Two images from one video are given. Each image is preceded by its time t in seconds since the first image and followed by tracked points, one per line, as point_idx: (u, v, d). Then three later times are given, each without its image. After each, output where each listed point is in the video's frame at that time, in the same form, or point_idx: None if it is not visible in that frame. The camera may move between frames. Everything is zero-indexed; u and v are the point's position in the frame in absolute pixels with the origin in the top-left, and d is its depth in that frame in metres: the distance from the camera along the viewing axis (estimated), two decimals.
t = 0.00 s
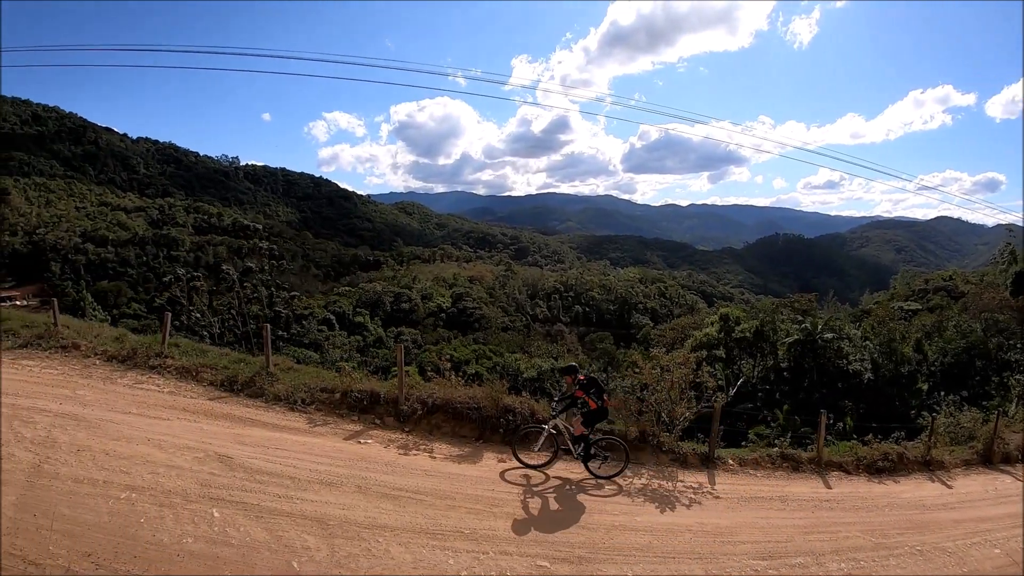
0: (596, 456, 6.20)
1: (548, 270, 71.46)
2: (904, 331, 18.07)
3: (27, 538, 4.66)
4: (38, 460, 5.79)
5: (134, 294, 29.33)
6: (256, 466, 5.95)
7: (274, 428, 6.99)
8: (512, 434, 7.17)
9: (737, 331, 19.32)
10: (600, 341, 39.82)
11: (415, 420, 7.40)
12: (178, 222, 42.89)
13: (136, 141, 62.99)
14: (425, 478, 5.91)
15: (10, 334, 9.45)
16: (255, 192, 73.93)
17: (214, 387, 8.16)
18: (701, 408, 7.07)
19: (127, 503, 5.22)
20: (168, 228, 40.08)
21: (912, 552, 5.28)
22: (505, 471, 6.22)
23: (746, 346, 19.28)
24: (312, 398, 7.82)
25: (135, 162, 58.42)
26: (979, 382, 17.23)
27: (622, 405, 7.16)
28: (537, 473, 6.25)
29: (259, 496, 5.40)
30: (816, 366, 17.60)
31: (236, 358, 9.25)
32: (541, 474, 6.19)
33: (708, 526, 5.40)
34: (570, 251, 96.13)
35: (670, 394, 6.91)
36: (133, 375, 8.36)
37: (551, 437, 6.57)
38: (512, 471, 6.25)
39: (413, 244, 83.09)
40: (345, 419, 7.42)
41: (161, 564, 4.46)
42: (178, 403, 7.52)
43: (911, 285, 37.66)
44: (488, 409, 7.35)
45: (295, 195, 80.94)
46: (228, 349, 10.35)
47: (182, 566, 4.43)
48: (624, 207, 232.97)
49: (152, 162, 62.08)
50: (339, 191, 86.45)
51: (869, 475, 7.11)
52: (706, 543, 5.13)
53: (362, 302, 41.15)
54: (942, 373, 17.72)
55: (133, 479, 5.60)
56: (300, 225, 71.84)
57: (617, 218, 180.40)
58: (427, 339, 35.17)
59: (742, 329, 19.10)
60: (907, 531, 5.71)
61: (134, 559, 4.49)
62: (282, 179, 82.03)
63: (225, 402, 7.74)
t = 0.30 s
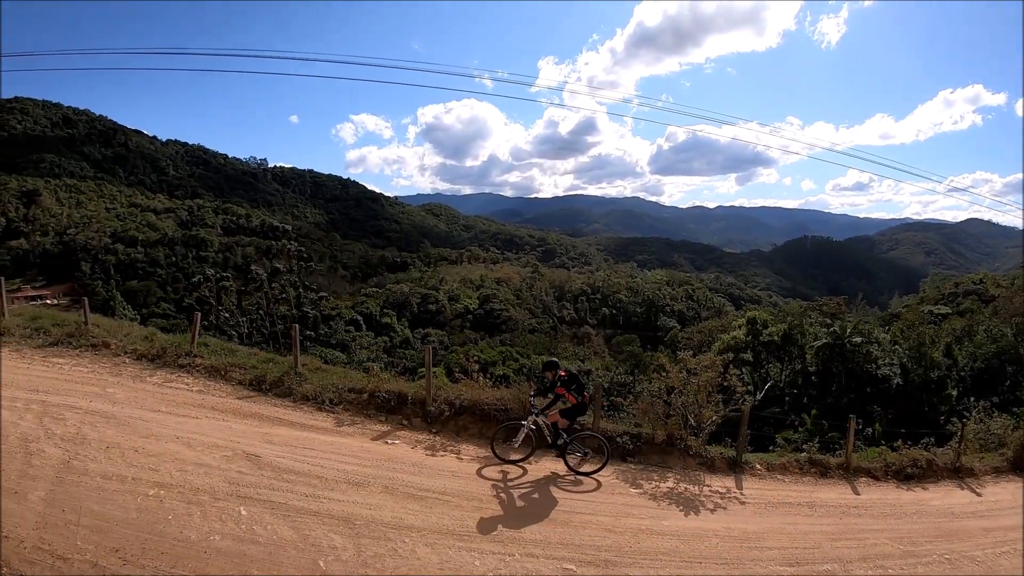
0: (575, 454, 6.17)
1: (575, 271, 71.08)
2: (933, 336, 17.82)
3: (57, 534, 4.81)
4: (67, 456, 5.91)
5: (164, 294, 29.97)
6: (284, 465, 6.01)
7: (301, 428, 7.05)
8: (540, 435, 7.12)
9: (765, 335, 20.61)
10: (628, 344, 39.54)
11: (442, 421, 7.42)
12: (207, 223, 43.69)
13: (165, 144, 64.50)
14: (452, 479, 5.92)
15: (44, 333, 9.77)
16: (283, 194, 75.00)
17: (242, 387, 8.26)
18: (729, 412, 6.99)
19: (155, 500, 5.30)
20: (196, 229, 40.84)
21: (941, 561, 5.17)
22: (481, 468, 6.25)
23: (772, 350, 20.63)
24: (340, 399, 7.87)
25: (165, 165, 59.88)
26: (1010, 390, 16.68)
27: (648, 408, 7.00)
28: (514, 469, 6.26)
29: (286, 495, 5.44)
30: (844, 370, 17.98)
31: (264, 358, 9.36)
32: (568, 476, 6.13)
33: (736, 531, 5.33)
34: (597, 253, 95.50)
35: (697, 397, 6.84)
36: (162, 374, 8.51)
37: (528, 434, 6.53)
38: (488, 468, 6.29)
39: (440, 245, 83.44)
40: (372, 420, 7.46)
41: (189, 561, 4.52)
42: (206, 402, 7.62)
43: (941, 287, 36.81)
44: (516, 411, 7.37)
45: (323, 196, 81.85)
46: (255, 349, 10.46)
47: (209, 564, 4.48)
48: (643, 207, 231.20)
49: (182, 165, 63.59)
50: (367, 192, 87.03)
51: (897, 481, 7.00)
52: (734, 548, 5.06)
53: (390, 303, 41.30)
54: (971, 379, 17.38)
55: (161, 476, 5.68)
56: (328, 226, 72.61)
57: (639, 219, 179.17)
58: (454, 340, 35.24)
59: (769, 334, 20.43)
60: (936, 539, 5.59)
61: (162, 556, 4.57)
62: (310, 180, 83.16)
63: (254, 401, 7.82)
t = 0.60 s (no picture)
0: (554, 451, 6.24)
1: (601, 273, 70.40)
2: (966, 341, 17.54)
3: (87, 529, 4.91)
4: (97, 453, 6.01)
5: (194, 294, 30.60)
6: (312, 465, 6.05)
7: (329, 428, 7.10)
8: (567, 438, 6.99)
9: (794, 338, 20.46)
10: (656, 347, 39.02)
11: (470, 422, 7.42)
12: (235, 224, 44.35)
13: (195, 148, 66.06)
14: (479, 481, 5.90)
15: (76, 332, 10.02)
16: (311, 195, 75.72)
17: (271, 386, 8.34)
18: (758, 415, 6.91)
19: (183, 498, 5.35)
20: (225, 230, 41.50)
21: (972, 570, 5.06)
22: (458, 463, 6.30)
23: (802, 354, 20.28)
24: (368, 399, 7.91)
25: (195, 168, 61.49)
26: None
27: (675, 412, 6.97)
28: (492, 465, 6.31)
29: (314, 494, 5.47)
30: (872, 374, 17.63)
31: (292, 358, 9.44)
32: (595, 479, 6.06)
33: (763, 537, 5.26)
34: (625, 255, 94.60)
35: (725, 401, 6.77)
36: (192, 372, 8.63)
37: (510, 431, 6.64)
38: (466, 463, 6.33)
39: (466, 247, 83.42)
40: (399, 421, 7.49)
41: (217, 559, 4.57)
42: (236, 401, 7.70)
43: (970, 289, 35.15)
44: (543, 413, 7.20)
45: (351, 199, 82.37)
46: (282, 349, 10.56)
47: (236, 562, 4.52)
48: (661, 207, 229.25)
49: (211, 168, 65.15)
50: (393, 194, 87.36)
51: (926, 488, 6.88)
52: (761, 553, 4.99)
53: (417, 304, 41.42)
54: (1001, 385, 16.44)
55: (190, 474, 5.75)
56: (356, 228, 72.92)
57: (660, 219, 177.41)
58: (480, 342, 35.10)
59: (799, 337, 20.18)
60: (965, 548, 5.48)
61: (189, 553, 4.63)
62: (338, 182, 84.03)
63: (282, 401, 7.89)
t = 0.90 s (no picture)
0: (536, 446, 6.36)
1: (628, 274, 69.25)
2: (996, 346, 16.26)
3: (117, 525, 4.98)
4: (128, 451, 6.10)
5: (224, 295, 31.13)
6: (341, 465, 6.07)
7: (359, 428, 7.14)
8: (595, 441, 6.93)
9: (822, 341, 19.26)
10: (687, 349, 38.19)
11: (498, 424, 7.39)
12: (265, 226, 44.80)
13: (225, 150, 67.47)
14: (508, 483, 5.87)
15: (108, 331, 10.27)
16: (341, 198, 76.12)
17: (301, 387, 8.41)
18: (787, 419, 6.82)
19: (213, 496, 5.40)
20: (255, 231, 41.99)
21: None
22: (469, 463, 6.34)
23: (831, 357, 18.94)
24: (397, 400, 7.95)
25: (224, 169, 62.85)
26: None
27: (704, 416, 6.91)
28: (473, 460, 6.42)
29: (343, 494, 5.50)
30: (903, 380, 16.20)
31: (321, 359, 9.51)
32: (624, 483, 6.02)
33: (792, 543, 5.18)
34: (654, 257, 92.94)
35: (755, 405, 6.67)
36: (222, 372, 8.75)
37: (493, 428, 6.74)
38: (446, 458, 6.44)
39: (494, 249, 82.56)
40: (428, 422, 7.51)
41: (246, 556, 4.62)
42: (266, 401, 7.77)
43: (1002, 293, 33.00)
44: (572, 416, 7.13)
45: (380, 200, 82.38)
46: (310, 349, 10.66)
47: (266, 560, 4.57)
48: (685, 207, 226.25)
49: (241, 170, 66.56)
50: (422, 197, 87.14)
51: (958, 495, 6.75)
52: (789, 559, 4.92)
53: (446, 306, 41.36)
54: None
55: (220, 472, 5.80)
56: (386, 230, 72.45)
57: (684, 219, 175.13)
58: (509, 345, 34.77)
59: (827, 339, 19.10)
60: (997, 557, 5.35)
61: (219, 550, 4.68)
62: (367, 184, 84.59)
63: (311, 401, 7.93)
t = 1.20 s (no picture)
0: (519, 440, 6.50)
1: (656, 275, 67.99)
2: None
3: (147, 522, 5.06)
4: (158, 449, 6.20)
5: (255, 296, 31.66)
6: (370, 466, 6.10)
7: (388, 429, 7.19)
8: (624, 444, 6.90)
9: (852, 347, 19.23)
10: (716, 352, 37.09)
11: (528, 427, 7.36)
12: (294, 229, 45.03)
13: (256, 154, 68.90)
14: (538, 486, 5.85)
15: (139, 331, 10.57)
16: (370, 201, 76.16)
17: (331, 388, 8.49)
18: (817, 424, 6.72)
19: (243, 495, 5.46)
20: (284, 234, 42.34)
21: None
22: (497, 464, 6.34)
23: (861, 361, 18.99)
24: (427, 402, 7.98)
25: (254, 173, 64.19)
26: None
27: (733, 420, 6.85)
28: (470, 457, 6.53)
29: (371, 495, 5.52)
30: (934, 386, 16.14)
31: (350, 360, 9.59)
32: (653, 487, 6.00)
33: (821, 550, 5.12)
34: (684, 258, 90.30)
35: (785, 410, 6.60)
36: (253, 373, 8.89)
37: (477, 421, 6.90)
38: (429, 450, 6.62)
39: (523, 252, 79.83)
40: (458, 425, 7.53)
41: (275, 554, 4.66)
42: (295, 402, 7.85)
43: None
44: (601, 419, 7.10)
45: (410, 203, 81.70)
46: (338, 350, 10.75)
47: (294, 558, 4.61)
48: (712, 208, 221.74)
49: (271, 172, 67.90)
50: (451, 200, 85.90)
51: (989, 504, 6.64)
52: (817, 566, 4.87)
53: (473, 308, 40.75)
54: None
55: (250, 471, 5.87)
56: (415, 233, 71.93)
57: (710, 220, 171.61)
58: (537, 347, 33.90)
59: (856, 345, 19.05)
60: None
61: (248, 548, 4.73)
62: (396, 187, 84.56)
63: (340, 402, 8.01)
